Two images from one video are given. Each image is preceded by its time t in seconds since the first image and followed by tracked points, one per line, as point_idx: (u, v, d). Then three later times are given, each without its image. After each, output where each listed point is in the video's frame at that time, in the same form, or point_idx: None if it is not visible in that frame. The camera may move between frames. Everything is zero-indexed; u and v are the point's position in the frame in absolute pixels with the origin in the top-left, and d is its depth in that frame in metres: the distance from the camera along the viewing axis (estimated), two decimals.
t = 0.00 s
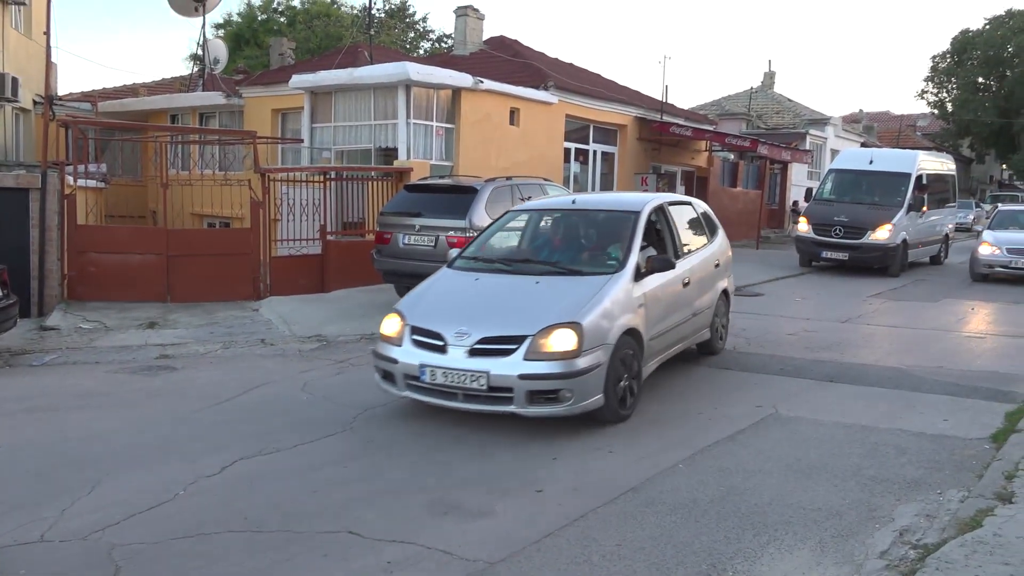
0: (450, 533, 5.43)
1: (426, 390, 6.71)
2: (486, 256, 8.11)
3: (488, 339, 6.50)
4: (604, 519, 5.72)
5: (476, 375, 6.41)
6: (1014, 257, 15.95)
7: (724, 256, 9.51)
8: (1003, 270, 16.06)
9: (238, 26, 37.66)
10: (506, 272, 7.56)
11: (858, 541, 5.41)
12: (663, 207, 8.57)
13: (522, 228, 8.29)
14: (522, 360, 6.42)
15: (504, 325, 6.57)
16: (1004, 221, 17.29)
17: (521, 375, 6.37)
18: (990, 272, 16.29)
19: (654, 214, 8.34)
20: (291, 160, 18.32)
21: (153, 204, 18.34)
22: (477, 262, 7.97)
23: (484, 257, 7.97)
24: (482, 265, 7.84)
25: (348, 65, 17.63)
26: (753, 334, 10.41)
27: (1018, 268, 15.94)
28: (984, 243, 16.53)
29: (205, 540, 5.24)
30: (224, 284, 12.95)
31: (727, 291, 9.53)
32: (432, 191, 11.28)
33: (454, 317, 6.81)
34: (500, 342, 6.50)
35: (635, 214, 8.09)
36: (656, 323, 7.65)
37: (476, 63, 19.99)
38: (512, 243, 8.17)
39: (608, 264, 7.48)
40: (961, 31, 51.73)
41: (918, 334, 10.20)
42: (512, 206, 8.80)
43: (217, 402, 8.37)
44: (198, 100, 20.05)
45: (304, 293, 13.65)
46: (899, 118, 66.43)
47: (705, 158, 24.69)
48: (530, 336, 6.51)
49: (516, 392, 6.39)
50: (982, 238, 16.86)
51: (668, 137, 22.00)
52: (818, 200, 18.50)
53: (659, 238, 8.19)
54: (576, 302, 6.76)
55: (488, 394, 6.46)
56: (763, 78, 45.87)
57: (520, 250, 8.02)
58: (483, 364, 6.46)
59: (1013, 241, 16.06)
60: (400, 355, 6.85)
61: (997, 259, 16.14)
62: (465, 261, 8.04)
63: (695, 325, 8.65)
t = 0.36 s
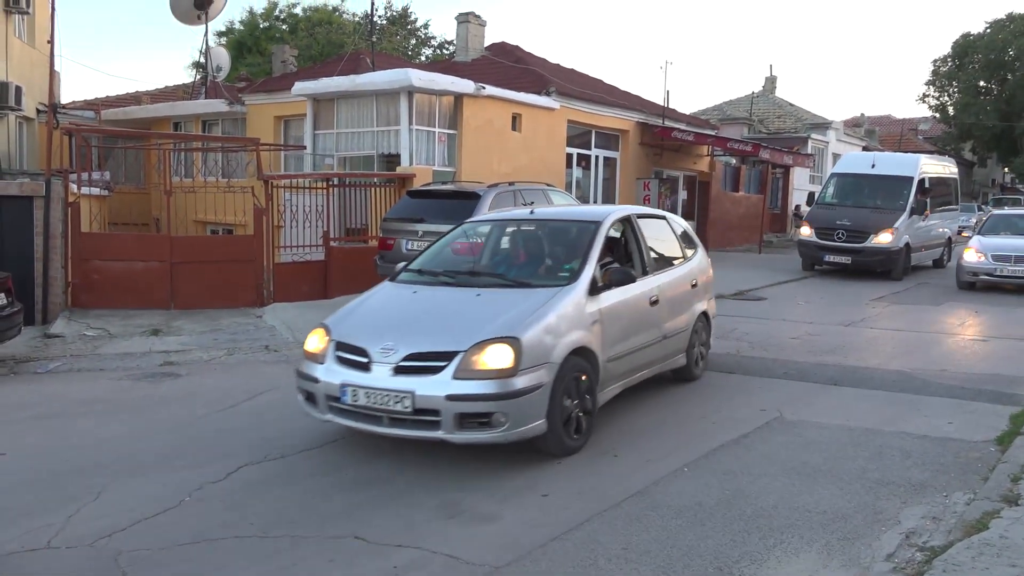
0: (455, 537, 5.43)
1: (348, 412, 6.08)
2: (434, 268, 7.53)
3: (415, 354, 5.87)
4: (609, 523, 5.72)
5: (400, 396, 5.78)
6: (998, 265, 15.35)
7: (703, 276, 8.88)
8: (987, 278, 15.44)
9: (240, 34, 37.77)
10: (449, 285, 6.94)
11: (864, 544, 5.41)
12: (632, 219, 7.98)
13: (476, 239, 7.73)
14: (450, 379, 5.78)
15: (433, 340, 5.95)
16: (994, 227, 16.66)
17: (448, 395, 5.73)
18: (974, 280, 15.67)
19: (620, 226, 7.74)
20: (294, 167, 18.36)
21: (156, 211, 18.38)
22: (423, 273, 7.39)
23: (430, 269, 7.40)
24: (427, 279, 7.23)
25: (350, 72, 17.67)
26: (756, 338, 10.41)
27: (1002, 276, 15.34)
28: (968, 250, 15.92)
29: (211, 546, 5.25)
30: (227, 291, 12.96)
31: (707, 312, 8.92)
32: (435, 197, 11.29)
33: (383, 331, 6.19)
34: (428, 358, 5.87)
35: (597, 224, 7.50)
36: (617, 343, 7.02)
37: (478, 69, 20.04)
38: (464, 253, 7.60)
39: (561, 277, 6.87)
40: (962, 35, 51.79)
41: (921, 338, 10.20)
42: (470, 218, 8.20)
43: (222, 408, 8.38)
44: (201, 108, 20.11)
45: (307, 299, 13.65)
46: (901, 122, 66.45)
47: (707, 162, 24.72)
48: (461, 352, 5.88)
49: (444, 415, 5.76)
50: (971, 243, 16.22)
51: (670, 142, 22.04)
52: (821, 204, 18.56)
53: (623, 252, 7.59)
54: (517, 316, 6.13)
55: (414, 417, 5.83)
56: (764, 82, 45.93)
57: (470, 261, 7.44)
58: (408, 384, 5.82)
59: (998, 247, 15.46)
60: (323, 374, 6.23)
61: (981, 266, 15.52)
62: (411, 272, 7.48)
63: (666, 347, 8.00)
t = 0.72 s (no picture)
0: (450, 540, 5.42)
1: (225, 452, 5.26)
2: (349, 275, 6.69)
3: (299, 385, 5.04)
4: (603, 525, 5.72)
5: (278, 435, 4.95)
6: (965, 267, 14.82)
7: (658, 284, 8.11)
8: (955, 280, 14.86)
9: (227, 37, 37.65)
10: (358, 298, 6.12)
11: (860, 542, 5.44)
12: (577, 220, 7.18)
13: (399, 242, 6.89)
14: (337, 416, 4.95)
15: (320, 367, 5.11)
16: (966, 228, 16.16)
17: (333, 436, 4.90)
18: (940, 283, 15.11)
19: (562, 229, 6.95)
20: (282, 170, 18.30)
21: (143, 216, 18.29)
22: (336, 283, 6.56)
23: (344, 279, 6.57)
24: (335, 291, 6.38)
25: (338, 74, 17.61)
26: (747, 337, 10.45)
27: (970, 278, 14.81)
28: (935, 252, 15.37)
29: (204, 553, 5.22)
30: (215, 296, 12.90)
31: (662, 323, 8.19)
32: (424, 199, 11.27)
33: (270, 354, 5.35)
34: (314, 390, 5.03)
35: (533, 226, 6.69)
36: (550, 364, 6.22)
37: (467, 71, 20.03)
38: (384, 258, 6.77)
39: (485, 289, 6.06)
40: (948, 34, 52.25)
41: (912, 335, 10.26)
42: (396, 218, 7.36)
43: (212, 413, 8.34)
44: (188, 112, 20.01)
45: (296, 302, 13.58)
46: (887, 121, 66.88)
47: (696, 162, 24.79)
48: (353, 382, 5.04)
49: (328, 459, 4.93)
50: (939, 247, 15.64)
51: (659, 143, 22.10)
52: (810, 202, 18.65)
53: (564, 259, 6.80)
54: (424, 339, 5.30)
55: (296, 460, 5.00)
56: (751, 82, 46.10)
57: (390, 267, 6.61)
58: (290, 422, 5.00)
59: (966, 248, 14.94)
60: (200, 405, 5.40)
61: (948, 269, 14.96)
62: (324, 281, 6.64)
63: (612, 366, 7.21)
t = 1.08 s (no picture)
0: (394, 552, 5.40)
1: None
2: (162, 296, 5.47)
3: (41, 447, 3.85)
4: (546, 532, 5.77)
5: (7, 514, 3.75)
6: (869, 272, 14.21)
7: (551, 301, 7.05)
8: (860, 287, 14.27)
9: (151, 38, 36.32)
10: (160, 327, 4.93)
11: (799, 541, 5.60)
12: (448, 228, 6.08)
13: (227, 256, 5.71)
14: (86, 488, 3.75)
15: (73, 423, 3.93)
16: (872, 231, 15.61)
17: (77, 513, 3.70)
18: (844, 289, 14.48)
19: (426, 238, 5.83)
20: (211, 174, 17.91)
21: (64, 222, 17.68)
22: (143, 306, 5.36)
23: (153, 301, 5.37)
24: (139, 318, 5.18)
25: (269, 76, 17.27)
26: (683, 339, 10.65)
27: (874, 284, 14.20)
28: (840, 257, 14.76)
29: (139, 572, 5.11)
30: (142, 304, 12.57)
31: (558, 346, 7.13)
32: (359, 203, 11.17)
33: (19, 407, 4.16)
34: (61, 453, 3.85)
35: (387, 236, 5.56)
36: (402, 402, 5.10)
37: (400, 73, 19.92)
38: (204, 275, 5.57)
39: (316, 313, 4.92)
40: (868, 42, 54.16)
41: (842, 336, 10.60)
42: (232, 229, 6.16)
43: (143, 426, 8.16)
44: (111, 114, 19.39)
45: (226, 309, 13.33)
46: (812, 127, 68.74)
47: (629, 166, 25.10)
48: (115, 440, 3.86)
49: (76, 542, 3.73)
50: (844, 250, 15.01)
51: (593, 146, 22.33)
52: (741, 206, 18.98)
53: (427, 274, 5.69)
54: (220, 380, 4.14)
55: (35, 547, 3.79)
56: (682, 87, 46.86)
57: (210, 286, 5.42)
58: (25, 495, 3.79)
59: (870, 253, 14.35)
60: None
61: (852, 274, 14.34)
62: (129, 304, 5.43)
63: (491, 397, 6.10)
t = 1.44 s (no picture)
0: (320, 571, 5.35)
1: None
2: None
3: None
4: (474, 544, 5.78)
5: None
6: (761, 282, 13.47)
7: (410, 325, 5.85)
8: (752, 298, 13.50)
9: (54, 39, 34.92)
10: None
11: (726, 545, 5.73)
12: (259, 241, 4.87)
13: None
14: None
15: None
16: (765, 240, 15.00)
17: None
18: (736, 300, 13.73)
19: (223, 254, 4.61)
20: (118, 180, 17.29)
21: None
22: None
23: None
24: None
25: (179, 80, 16.74)
26: (606, 345, 10.81)
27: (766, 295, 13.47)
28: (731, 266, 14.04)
29: None
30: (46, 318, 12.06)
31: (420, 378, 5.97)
32: (277, 211, 11.04)
33: None
34: None
35: (160, 254, 4.33)
36: (164, 479, 3.87)
37: (316, 78, 19.68)
38: None
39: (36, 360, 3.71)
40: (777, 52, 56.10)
41: (760, 339, 10.91)
42: None
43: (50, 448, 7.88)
44: (10, 118, 18.52)
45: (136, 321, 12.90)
46: (724, 134, 70.51)
47: (549, 172, 25.33)
48: None
49: None
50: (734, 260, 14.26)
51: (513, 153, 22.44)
52: (659, 211, 19.36)
53: (220, 302, 4.48)
54: None
55: None
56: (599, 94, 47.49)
57: None
58: None
59: (761, 262, 13.64)
60: None
61: (743, 284, 13.60)
62: None
63: (315, 457, 4.87)
